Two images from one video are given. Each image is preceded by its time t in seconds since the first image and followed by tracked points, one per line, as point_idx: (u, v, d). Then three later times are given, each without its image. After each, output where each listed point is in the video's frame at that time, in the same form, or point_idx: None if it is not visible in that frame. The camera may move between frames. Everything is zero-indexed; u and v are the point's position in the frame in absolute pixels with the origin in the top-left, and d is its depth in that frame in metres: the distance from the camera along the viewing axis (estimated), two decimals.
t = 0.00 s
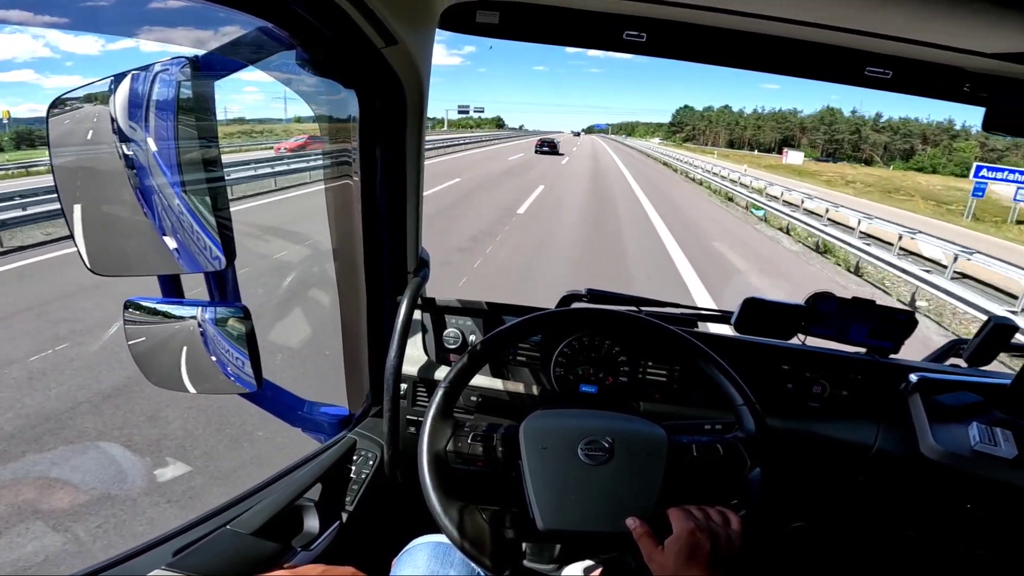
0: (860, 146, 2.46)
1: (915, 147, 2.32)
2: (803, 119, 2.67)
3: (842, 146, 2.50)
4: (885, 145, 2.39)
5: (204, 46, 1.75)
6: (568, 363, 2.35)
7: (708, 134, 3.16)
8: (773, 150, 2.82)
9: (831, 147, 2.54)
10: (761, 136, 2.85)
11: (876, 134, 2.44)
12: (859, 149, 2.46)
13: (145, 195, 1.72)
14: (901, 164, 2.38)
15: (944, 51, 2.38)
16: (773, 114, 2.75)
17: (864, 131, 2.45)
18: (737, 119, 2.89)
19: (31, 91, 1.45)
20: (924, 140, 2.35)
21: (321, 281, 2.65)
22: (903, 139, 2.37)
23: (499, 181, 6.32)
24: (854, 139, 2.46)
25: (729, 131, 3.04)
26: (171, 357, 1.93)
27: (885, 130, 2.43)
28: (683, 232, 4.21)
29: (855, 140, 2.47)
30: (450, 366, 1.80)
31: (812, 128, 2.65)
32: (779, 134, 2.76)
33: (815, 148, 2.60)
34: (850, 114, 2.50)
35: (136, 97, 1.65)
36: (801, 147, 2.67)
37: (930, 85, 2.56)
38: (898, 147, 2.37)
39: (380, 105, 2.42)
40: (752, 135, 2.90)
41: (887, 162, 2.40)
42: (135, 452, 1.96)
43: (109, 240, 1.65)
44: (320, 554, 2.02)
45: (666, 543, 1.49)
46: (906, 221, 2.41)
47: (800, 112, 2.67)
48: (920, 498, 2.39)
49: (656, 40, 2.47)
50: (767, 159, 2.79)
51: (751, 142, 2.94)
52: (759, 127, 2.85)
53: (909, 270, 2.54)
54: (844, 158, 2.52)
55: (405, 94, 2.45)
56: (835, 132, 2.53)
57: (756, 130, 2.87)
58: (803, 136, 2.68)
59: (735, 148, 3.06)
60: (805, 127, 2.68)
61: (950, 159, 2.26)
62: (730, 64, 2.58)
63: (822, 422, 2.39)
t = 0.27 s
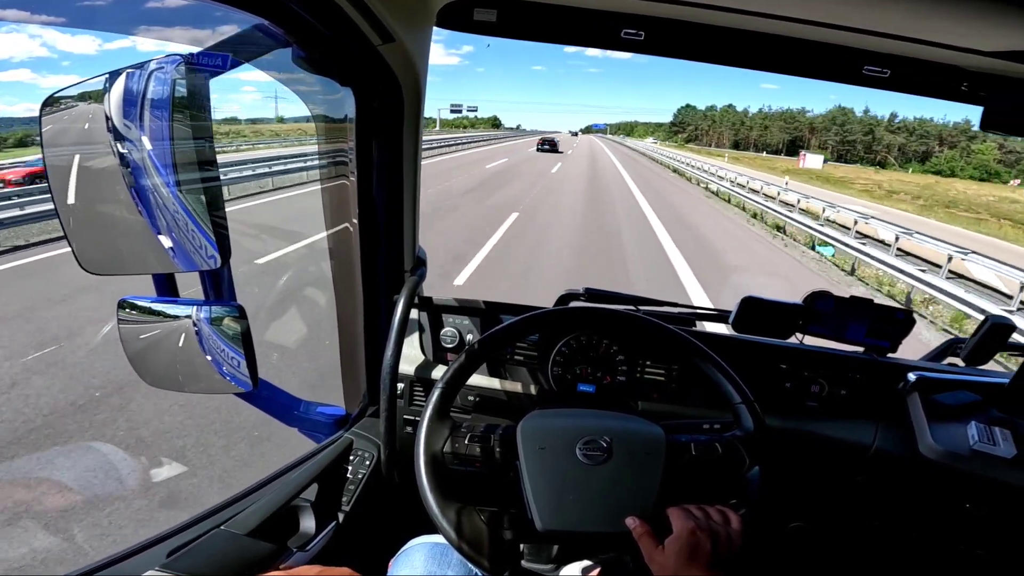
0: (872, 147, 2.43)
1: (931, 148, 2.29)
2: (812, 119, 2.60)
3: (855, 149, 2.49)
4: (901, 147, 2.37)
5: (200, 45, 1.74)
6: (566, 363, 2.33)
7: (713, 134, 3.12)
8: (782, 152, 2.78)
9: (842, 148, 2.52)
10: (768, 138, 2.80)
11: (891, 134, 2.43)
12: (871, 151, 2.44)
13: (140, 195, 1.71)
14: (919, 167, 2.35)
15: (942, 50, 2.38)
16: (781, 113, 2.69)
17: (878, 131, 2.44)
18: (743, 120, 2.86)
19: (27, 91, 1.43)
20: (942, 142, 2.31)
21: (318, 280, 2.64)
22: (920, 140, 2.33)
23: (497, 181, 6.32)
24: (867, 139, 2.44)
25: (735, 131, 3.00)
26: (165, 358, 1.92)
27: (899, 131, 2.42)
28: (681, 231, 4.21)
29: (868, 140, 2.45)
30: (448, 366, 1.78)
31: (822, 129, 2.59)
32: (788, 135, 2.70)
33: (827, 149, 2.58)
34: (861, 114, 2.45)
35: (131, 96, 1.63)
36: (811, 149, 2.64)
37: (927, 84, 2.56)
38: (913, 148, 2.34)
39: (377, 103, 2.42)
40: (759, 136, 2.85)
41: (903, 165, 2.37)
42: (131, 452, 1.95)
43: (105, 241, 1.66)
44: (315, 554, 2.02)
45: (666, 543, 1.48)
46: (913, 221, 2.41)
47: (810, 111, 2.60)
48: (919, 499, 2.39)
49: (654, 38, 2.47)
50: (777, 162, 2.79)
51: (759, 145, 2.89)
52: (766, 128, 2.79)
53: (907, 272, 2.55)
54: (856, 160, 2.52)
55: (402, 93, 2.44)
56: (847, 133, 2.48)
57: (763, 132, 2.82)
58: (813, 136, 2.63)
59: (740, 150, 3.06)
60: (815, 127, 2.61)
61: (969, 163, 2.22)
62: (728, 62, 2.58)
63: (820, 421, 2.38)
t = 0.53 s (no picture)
0: (889, 149, 2.36)
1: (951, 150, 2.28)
2: (823, 119, 2.59)
3: (869, 149, 2.39)
4: (919, 148, 2.30)
5: (198, 44, 1.73)
6: (563, 364, 2.33)
7: (716, 134, 2.92)
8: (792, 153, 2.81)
9: (854, 149, 2.45)
10: (777, 138, 2.77)
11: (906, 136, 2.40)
12: (886, 153, 2.36)
13: (135, 195, 1.71)
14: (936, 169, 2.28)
15: (937, 51, 2.39)
16: (792, 114, 2.65)
17: (893, 133, 2.39)
18: (750, 120, 2.67)
19: (25, 90, 1.45)
20: (959, 143, 2.38)
21: (314, 280, 2.64)
22: (937, 142, 2.33)
23: (495, 182, 6.32)
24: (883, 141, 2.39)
25: (741, 132, 2.84)
26: (161, 359, 1.89)
27: (915, 133, 2.40)
28: (677, 232, 4.22)
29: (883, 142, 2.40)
30: (444, 367, 1.78)
31: (835, 130, 2.54)
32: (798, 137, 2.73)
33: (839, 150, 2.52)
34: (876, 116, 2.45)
35: (126, 96, 1.62)
36: (824, 151, 2.58)
37: (922, 85, 2.57)
38: (931, 150, 2.28)
39: (374, 104, 2.41)
40: (767, 136, 2.79)
41: (921, 167, 2.30)
42: (125, 452, 1.94)
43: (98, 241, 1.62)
44: (311, 555, 2.01)
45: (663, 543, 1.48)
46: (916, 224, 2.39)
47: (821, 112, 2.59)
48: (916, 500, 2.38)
49: (651, 39, 2.47)
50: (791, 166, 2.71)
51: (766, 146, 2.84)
52: (774, 128, 2.72)
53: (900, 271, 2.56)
54: (869, 162, 2.42)
55: (397, 94, 2.44)
56: (861, 134, 2.42)
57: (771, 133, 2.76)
58: (825, 137, 2.58)
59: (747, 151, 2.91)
60: (827, 128, 2.60)
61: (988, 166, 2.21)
62: (725, 63, 2.59)
63: (817, 422, 2.38)
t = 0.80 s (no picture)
0: (902, 150, 2.42)
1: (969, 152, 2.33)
2: (833, 119, 2.58)
3: (883, 151, 2.46)
4: (934, 150, 2.36)
5: (191, 42, 1.73)
6: (558, 362, 2.35)
7: (718, 134, 2.93)
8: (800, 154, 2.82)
9: (868, 150, 2.51)
10: (783, 138, 2.79)
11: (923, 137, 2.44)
12: (901, 153, 2.42)
13: (127, 192, 1.70)
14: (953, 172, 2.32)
15: (931, 50, 2.39)
16: (800, 113, 2.69)
17: (909, 133, 2.43)
18: (755, 119, 2.73)
19: (16, 87, 1.40)
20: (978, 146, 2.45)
21: (308, 279, 2.63)
22: (953, 144, 2.40)
23: (490, 180, 6.31)
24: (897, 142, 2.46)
25: (746, 132, 2.89)
26: (153, 358, 1.89)
27: (931, 134, 2.45)
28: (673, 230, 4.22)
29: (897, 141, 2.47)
30: (438, 366, 1.78)
31: (844, 130, 2.56)
32: (806, 137, 2.74)
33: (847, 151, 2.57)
34: (889, 116, 2.50)
35: (118, 95, 1.61)
36: (835, 152, 2.61)
37: (916, 84, 2.57)
38: (948, 152, 2.34)
39: (368, 102, 2.40)
40: (773, 136, 2.82)
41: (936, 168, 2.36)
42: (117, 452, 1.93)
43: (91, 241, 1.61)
44: (306, 555, 2.01)
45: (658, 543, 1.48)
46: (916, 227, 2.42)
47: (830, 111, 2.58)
48: (909, 497, 2.40)
49: (646, 38, 2.47)
50: (808, 169, 2.69)
51: (772, 147, 2.86)
52: (781, 128, 2.76)
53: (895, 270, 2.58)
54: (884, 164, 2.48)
55: (392, 92, 2.43)
56: (873, 134, 2.49)
57: (777, 132, 2.79)
58: (834, 138, 2.60)
59: (750, 152, 2.95)
60: (837, 128, 2.58)
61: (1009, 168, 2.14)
62: (720, 62, 2.59)
63: (811, 420, 2.39)
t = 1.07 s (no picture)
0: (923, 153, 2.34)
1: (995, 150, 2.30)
2: (848, 118, 2.56)
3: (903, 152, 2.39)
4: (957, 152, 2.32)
5: (188, 41, 1.71)
6: (557, 361, 2.34)
7: (725, 134, 2.91)
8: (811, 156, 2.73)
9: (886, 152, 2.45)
10: (795, 139, 2.73)
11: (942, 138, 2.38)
12: (922, 156, 2.34)
13: (124, 191, 1.71)
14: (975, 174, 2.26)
15: (929, 48, 2.39)
16: (813, 113, 2.68)
17: (930, 134, 2.37)
18: (762, 117, 2.68)
19: (12, 86, 1.38)
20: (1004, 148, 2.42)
21: (306, 278, 2.63)
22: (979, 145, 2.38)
23: (489, 180, 6.30)
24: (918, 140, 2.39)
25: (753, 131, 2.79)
26: (151, 359, 1.90)
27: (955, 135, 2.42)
28: (671, 229, 4.22)
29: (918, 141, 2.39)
30: (437, 365, 1.77)
31: (861, 130, 2.54)
32: (820, 137, 2.65)
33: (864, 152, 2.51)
34: (907, 117, 2.46)
35: (115, 94, 1.62)
36: (850, 153, 2.55)
37: (915, 83, 2.57)
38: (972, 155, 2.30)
39: (366, 101, 2.40)
40: (782, 137, 2.76)
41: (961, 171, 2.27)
42: (116, 452, 1.92)
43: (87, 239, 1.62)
44: (306, 555, 2.01)
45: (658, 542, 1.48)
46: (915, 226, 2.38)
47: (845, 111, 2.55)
48: (907, 496, 2.40)
49: (645, 37, 2.47)
50: (828, 172, 2.59)
51: (782, 147, 2.78)
52: (793, 128, 2.71)
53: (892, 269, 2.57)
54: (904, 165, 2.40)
55: (390, 91, 2.43)
56: (893, 135, 2.44)
57: (789, 132, 2.73)
58: (850, 139, 2.57)
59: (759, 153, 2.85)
60: (853, 128, 2.56)
61: None
62: (718, 61, 2.58)
63: (810, 418, 2.39)
